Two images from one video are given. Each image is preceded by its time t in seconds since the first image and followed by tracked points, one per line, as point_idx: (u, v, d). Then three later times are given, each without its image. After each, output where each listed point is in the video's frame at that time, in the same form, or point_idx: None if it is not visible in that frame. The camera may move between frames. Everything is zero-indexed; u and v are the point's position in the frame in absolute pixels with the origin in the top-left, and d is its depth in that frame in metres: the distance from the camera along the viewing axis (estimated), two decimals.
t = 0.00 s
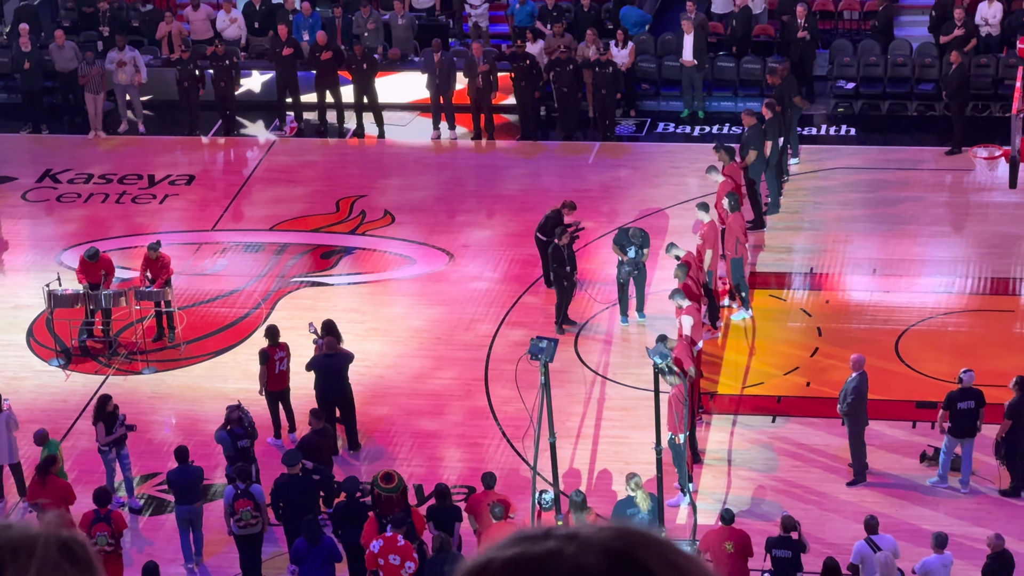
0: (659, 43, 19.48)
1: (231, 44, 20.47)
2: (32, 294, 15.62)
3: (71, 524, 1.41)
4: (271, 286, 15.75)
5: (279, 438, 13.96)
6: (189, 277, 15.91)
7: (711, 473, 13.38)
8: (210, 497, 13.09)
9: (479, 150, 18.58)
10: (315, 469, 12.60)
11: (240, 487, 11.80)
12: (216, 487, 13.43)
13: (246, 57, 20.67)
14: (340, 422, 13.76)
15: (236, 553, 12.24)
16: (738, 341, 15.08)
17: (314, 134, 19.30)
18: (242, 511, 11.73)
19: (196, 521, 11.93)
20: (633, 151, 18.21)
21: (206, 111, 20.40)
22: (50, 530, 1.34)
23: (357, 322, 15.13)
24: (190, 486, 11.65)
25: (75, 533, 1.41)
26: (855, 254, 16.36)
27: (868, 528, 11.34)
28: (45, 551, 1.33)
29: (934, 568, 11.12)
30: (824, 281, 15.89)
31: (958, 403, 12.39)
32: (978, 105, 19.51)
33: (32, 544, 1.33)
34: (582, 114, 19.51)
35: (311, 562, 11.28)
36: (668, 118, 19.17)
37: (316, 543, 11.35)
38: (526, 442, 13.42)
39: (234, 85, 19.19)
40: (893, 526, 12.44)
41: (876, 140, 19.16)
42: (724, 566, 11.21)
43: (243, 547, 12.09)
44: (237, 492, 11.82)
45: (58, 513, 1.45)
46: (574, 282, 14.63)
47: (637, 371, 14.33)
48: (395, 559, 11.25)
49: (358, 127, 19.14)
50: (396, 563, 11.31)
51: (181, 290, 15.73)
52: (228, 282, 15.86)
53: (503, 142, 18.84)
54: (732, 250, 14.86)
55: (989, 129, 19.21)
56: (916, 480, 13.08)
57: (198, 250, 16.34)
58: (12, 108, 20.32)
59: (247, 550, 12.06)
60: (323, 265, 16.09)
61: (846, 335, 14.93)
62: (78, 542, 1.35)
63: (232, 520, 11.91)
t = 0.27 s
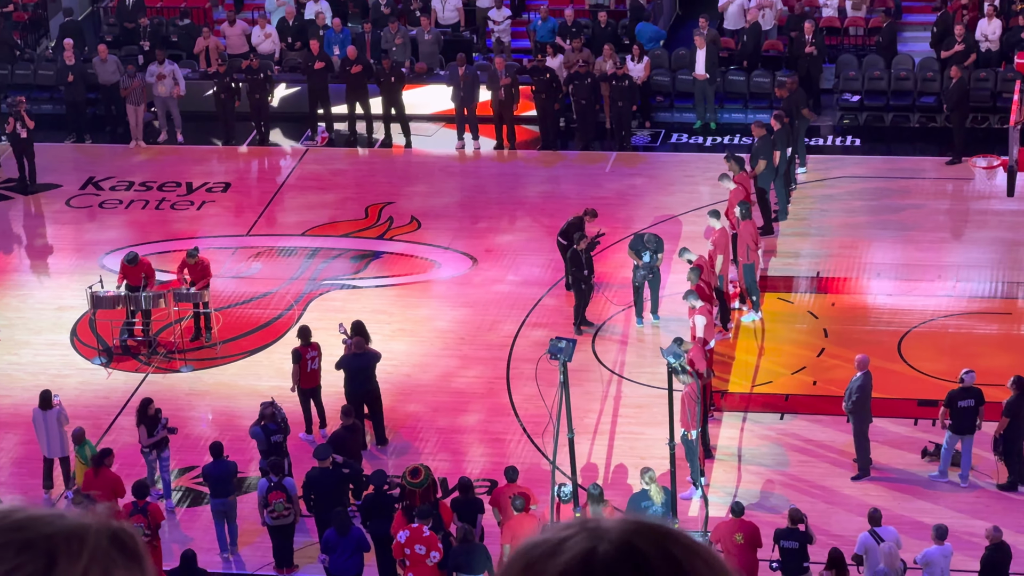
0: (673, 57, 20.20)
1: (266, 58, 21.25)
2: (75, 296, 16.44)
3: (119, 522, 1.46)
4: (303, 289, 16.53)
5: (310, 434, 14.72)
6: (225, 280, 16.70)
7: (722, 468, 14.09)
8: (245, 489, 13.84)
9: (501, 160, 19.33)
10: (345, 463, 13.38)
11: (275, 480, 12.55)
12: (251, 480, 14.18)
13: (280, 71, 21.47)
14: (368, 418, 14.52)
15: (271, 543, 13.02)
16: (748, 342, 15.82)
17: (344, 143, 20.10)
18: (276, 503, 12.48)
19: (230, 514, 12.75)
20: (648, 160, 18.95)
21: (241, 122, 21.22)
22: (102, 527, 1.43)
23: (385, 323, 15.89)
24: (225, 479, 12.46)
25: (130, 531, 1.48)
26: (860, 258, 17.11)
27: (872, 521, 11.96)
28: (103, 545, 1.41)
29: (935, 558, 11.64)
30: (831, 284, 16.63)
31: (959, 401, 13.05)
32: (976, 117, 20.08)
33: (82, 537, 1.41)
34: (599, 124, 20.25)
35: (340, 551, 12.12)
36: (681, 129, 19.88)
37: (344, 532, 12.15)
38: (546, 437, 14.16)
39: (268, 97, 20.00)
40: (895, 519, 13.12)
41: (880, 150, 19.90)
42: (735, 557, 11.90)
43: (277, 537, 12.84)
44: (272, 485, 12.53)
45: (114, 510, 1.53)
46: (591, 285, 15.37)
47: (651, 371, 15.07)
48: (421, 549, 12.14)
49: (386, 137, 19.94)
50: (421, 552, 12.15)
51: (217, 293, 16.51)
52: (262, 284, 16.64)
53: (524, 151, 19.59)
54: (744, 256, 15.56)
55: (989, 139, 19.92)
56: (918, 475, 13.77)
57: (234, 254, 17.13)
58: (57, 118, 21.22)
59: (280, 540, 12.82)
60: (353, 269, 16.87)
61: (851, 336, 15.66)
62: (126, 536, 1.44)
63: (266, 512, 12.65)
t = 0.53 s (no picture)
0: (694, 69, 20.66)
1: (306, 70, 21.97)
2: (122, 298, 17.22)
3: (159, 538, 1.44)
4: (341, 291, 17.26)
5: (347, 430, 15.43)
6: (266, 283, 17.45)
7: (740, 465, 14.75)
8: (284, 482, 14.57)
9: (530, 168, 20.04)
10: (380, 459, 14.11)
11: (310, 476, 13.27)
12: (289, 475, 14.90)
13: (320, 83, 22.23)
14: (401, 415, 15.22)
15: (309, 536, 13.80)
16: (766, 343, 16.47)
17: (380, 152, 20.83)
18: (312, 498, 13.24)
19: (267, 509, 13.53)
20: (670, 169, 19.61)
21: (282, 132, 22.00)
22: (142, 544, 1.41)
23: (418, 324, 16.62)
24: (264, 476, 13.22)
25: (170, 542, 1.47)
26: (875, 264, 17.76)
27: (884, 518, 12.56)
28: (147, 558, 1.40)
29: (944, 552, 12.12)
30: (846, 288, 17.28)
31: (970, 401, 13.61)
32: (986, 128, 20.74)
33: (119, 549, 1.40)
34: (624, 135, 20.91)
35: (375, 542, 12.98)
36: (702, 139, 20.53)
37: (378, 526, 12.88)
38: (572, 435, 14.85)
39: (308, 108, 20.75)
40: (907, 515, 13.72)
41: (893, 160, 20.53)
42: (753, 550, 12.57)
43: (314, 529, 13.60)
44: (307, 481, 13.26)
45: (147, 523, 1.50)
46: (615, 288, 16.05)
47: (673, 371, 15.74)
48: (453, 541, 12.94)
49: (420, 146, 20.67)
50: (451, 545, 12.99)
51: (259, 295, 17.24)
52: (301, 287, 17.38)
53: (552, 160, 20.28)
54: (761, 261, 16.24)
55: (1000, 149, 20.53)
56: (929, 472, 14.39)
57: (274, 258, 17.88)
58: (105, 127, 22.04)
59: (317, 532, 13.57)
60: (388, 272, 17.59)
61: (866, 338, 16.30)
62: (166, 551, 1.42)
63: (303, 506, 13.42)
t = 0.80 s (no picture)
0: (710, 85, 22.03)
1: (350, 85, 23.25)
2: (180, 295, 18.61)
3: (197, 502, 1.44)
4: (382, 289, 18.58)
5: (387, 418, 16.72)
6: (312, 280, 18.78)
7: (751, 451, 16.02)
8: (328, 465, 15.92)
9: (557, 176, 21.35)
10: (418, 444, 15.33)
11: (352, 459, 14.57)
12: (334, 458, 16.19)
13: (362, 97, 23.45)
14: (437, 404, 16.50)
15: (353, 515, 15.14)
16: (775, 338, 17.78)
17: (420, 160, 22.18)
18: (355, 479, 14.57)
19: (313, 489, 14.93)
20: (687, 177, 20.89)
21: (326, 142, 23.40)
22: (161, 515, 1.38)
23: (454, 319, 17.94)
24: (310, 459, 14.58)
25: (196, 508, 1.44)
26: (878, 265, 19.06)
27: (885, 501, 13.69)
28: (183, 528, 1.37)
29: (939, 534, 13.03)
30: (850, 288, 18.59)
31: (965, 393, 14.77)
32: (981, 140, 22.02)
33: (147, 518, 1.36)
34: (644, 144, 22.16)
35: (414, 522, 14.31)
36: (717, 149, 21.80)
37: (416, 506, 14.18)
38: (595, 422, 16.15)
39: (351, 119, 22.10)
40: (905, 498, 14.94)
41: (895, 169, 21.81)
42: (763, 529, 13.81)
43: (356, 509, 14.90)
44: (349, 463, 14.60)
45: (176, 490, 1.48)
46: (636, 287, 17.39)
47: (689, 363, 17.02)
48: (485, 520, 14.27)
49: (456, 155, 22.01)
50: (484, 524, 14.30)
51: (307, 293, 18.57)
52: (345, 284, 18.71)
53: (577, 168, 21.58)
54: (770, 261, 17.51)
55: (995, 159, 21.83)
56: (927, 458, 15.62)
57: (320, 258, 19.22)
58: (164, 137, 23.54)
59: (359, 511, 14.86)
60: (426, 271, 18.90)
61: (868, 333, 17.59)
62: (195, 520, 1.39)
63: (346, 486, 14.75)
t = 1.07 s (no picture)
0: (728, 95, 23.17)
1: (393, 96, 24.45)
2: (235, 289, 19.98)
3: (190, 473, 1.88)
4: (423, 285, 19.88)
5: (427, 405, 17.98)
6: (357, 277, 20.11)
7: (766, 437, 17.27)
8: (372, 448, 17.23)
9: (587, 180, 22.65)
10: (455, 429, 16.52)
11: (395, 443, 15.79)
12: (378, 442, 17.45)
13: (405, 105, 25.03)
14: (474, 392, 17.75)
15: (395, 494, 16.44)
16: (789, 333, 19.06)
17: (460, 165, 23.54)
18: (398, 462, 15.81)
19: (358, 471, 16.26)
20: (708, 182, 22.16)
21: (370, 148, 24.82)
22: (183, 496, 1.82)
23: (490, 313, 19.23)
24: (355, 443, 15.85)
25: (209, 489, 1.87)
26: (887, 263, 20.33)
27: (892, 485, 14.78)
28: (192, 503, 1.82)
29: (941, 515, 14.09)
30: (861, 286, 19.86)
31: (965, 383, 15.90)
32: (984, 148, 23.36)
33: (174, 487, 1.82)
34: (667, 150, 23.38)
35: (453, 502, 15.57)
36: (735, 155, 23.08)
37: (454, 488, 15.47)
38: (621, 409, 17.41)
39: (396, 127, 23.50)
40: (911, 481, 16.11)
41: (902, 175, 23.08)
42: (777, 510, 14.99)
43: (398, 489, 16.17)
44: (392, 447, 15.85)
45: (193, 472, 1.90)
46: (659, 283, 18.66)
47: (708, 356, 18.29)
48: (517, 500, 15.57)
49: (493, 161, 23.34)
50: (518, 504, 15.59)
51: (352, 288, 19.89)
52: (388, 281, 20.02)
53: (605, 173, 22.87)
54: (784, 259, 18.74)
55: (996, 167, 23.11)
56: (931, 445, 16.81)
57: (363, 256, 20.55)
58: (221, 143, 25.06)
59: (401, 491, 16.13)
60: (464, 269, 20.20)
61: (877, 328, 18.85)
62: (210, 501, 1.84)
63: (389, 468, 16.01)
